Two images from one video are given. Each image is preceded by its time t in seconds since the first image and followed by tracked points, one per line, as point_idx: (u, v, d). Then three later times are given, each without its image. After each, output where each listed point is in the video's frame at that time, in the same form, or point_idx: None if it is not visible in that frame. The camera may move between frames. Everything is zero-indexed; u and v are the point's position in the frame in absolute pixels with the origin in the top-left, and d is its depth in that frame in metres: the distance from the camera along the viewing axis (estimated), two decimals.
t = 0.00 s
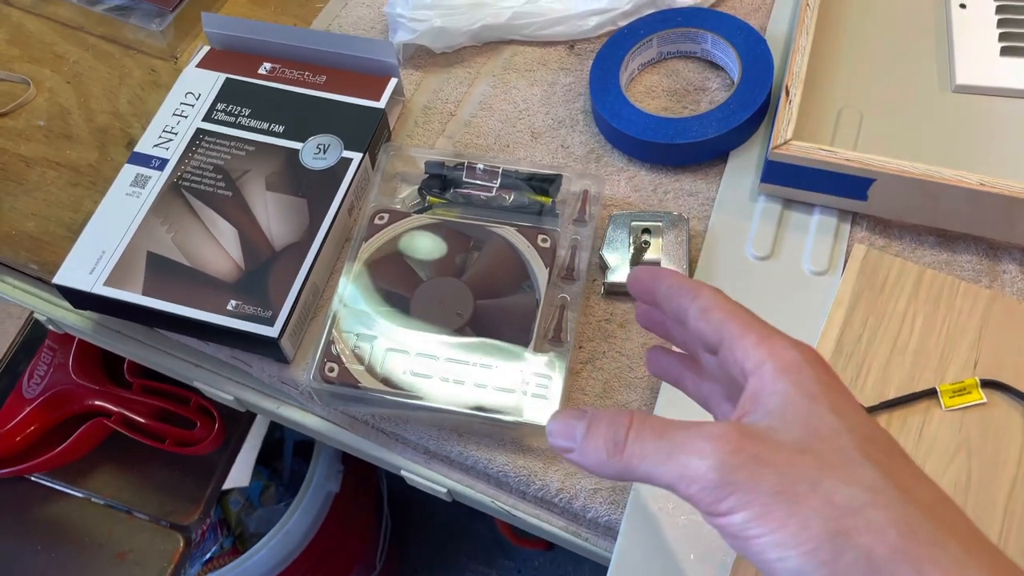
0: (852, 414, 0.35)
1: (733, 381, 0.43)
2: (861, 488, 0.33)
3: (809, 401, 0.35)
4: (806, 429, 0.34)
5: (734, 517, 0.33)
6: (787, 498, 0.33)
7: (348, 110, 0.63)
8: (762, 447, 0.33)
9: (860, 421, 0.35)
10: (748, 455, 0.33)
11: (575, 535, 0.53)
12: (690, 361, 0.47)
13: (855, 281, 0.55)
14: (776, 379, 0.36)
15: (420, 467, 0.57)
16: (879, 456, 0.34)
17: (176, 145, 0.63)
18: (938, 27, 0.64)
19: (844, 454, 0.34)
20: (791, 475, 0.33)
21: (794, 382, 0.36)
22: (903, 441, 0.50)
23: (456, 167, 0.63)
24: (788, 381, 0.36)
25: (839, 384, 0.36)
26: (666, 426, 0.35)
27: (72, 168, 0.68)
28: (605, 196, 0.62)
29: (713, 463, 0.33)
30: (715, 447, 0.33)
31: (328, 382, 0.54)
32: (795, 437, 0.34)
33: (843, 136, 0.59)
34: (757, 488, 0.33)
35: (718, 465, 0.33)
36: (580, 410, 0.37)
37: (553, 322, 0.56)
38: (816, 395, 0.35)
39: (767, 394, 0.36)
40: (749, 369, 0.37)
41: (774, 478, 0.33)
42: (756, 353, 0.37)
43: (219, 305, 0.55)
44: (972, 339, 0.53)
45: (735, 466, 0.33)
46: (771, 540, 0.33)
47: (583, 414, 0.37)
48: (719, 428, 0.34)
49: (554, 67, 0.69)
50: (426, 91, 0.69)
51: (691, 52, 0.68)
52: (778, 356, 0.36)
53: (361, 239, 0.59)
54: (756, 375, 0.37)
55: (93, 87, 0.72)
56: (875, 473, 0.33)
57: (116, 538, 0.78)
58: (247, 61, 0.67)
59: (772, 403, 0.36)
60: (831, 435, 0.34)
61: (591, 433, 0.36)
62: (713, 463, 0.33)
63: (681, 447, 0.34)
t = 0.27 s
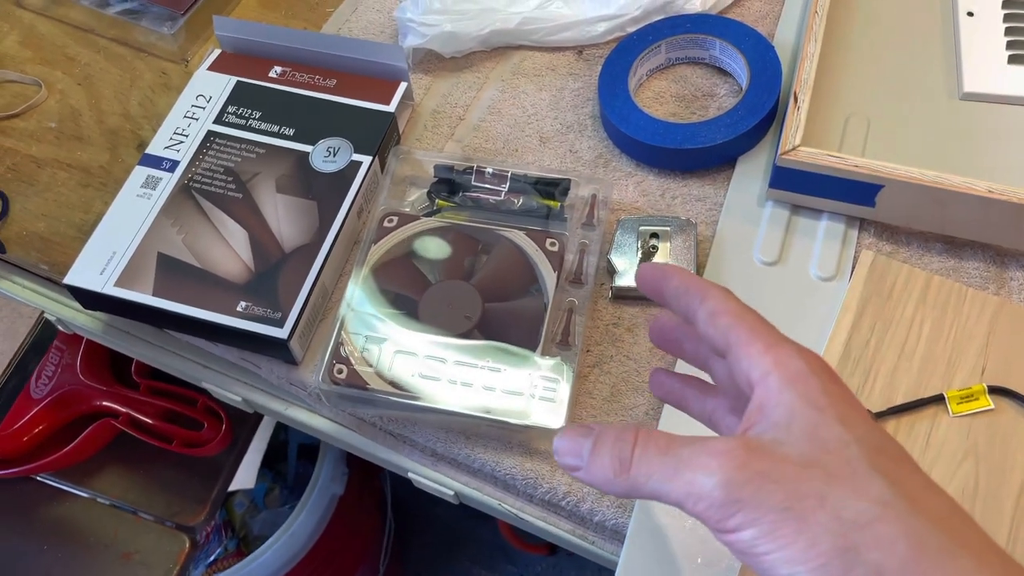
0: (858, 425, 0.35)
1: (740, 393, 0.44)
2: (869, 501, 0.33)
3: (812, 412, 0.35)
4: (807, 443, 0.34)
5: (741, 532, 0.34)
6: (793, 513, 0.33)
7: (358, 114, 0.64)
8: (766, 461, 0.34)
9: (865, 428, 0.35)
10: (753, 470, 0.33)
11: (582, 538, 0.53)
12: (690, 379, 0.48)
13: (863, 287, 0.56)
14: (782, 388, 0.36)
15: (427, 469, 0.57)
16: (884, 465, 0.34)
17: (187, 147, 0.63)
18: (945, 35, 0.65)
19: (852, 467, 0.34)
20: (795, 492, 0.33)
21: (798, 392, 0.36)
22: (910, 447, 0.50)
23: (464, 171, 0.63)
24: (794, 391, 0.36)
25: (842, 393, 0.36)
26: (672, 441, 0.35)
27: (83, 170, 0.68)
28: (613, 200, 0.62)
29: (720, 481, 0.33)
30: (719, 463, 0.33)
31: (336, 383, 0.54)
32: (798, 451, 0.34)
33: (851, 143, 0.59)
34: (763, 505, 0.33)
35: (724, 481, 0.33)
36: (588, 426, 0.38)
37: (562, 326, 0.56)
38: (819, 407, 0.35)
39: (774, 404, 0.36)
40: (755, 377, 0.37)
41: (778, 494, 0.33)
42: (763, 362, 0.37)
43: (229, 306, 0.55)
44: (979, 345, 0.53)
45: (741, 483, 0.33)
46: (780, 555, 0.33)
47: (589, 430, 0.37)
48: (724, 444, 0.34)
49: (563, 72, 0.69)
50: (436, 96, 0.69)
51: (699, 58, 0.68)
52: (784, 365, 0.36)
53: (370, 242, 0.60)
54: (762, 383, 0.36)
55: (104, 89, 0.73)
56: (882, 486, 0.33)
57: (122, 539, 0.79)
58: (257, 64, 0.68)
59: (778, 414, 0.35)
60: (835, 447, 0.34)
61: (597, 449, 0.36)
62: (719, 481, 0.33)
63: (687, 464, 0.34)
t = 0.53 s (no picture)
0: (844, 433, 0.35)
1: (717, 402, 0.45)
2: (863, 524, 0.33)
3: (793, 424, 0.35)
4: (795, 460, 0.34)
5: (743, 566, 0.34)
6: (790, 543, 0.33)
7: (361, 115, 0.64)
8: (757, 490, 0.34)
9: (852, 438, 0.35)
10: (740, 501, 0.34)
11: (584, 540, 0.53)
12: (659, 392, 0.49)
13: (866, 290, 0.55)
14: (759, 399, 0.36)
15: (429, 469, 0.57)
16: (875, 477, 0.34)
17: (191, 147, 0.63)
18: (949, 38, 0.65)
19: (841, 481, 0.34)
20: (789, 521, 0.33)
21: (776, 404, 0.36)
22: (914, 449, 0.50)
23: (467, 172, 0.63)
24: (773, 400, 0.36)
25: (820, 399, 0.36)
26: (655, 475, 0.35)
27: (87, 170, 0.68)
28: (616, 202, 0.62)
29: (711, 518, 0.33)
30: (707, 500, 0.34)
31: (338, 384, 0.54)
32: (788, 471, 0.34)
33: (854, 145, 0.59)
34: (759, 538, 0.33)
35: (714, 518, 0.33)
36: (573, 463, 0.38)
37: (564, 327, 0.56)
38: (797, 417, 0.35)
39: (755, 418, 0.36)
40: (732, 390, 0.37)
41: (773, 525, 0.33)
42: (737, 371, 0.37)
43: (232, 306, 0.55)
44: (983, 347, 0.53)
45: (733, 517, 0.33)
46: None
47: (575, 468, 0.38)
48: (708, 476, 0.34)
49: (566, 74, 0.70)
50: (439, 97, 0.69)
51: (703, 60, 0.68)
52: (755, 372, 0.37)
53: (372, 242, 0.60)
54: (736, 396, 0.37)
55: (108, 90, 0.73)
56: (876, 500, 0.33)
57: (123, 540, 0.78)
58: (262, 65, 0.68)
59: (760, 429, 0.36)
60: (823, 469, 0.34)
61: (585, 490, 0.36)
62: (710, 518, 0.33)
63: (675, 503, 0.34)
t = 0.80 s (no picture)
0: (843, 403, 0.30)
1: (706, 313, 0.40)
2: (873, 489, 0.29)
3: (805, 364, 0.30)
4: (789, 422, 0.31)
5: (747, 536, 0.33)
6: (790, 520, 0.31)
7: (362, 118, 0.64)
8: (752, 468, 0.32)
9: (886, 383, 0.30)
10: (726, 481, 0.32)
11: (580, 539, 0.53)
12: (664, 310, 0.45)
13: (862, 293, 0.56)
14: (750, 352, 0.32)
15: (428, 470, 0.57)
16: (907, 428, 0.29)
17: (194, 149, 0.64)
18: (946, 44, 0.65)
19: (829, 474, 0.30)
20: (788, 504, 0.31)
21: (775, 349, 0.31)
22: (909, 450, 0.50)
23: (467, 175, 0.64)
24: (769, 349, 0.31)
25: (845, 330, 0.31)
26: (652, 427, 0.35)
27: (90, 171, 0.69)
28: (614, 205, 0.62)
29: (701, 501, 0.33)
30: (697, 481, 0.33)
31: (338, 383, 0.55)
32: (783, 441, 0.31)
33: (851, 149, 0.60)
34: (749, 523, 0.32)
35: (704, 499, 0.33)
36: (583, 389, 0.38)
37: (562, 328, 0.57)
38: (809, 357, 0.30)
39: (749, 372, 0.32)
40: (724, 337, 0.33)
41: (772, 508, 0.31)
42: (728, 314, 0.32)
43: (233, 306, 0.56)
44: (978, 350, 0.53)
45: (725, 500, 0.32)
46: None
47: (581, 398, 0.38)
48: (697, 453, 0.33)
49: (566, 77, 0.70)
50: (440, 100, 0.70)
51: (701, 65, 0.69)
52: (740, 318, 0.32)
53: (373, 244, 0.60)
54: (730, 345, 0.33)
55: (112, 92, 0.73)
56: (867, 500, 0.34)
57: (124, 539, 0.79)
58: (264, 68, 0.69)
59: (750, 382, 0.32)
60: (831, 425, 0.30)
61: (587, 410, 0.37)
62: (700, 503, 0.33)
63: (666, 469, 0.34)
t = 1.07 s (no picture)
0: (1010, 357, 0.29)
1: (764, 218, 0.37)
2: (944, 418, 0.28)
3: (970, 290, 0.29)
4: (967, 352, 0.28)
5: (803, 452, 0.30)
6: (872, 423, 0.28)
7: (368, 124, 0.64)
8: (900, 380, 0.28)
9: None
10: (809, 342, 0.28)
11: (587, 547, 0.53)
12: (678, 97, 0.45)
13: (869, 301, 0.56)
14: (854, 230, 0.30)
15: (433, 477, 0.57)
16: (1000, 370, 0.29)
17: (200, 155, 0.64)
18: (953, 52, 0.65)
19: (995, 436, 0.28)
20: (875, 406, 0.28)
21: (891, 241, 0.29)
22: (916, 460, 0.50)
23: (474, 181, 0.64)
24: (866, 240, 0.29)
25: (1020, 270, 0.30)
26: (724, 263, 0.29)
27: (97, 176, 0.69)
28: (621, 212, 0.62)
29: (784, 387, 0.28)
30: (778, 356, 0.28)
31: (344, 390, 0.55)
32: (942, 364, 0.28)
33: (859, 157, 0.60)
34: (824, 428, 0.29)
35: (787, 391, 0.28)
36: (626, 155, 0.31)
37: (569, 336, 0.56)
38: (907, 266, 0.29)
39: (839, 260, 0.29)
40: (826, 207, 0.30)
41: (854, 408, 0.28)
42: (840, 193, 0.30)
43: (240, 312, 0.56)
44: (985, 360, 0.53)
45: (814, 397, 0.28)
46: None
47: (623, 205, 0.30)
48: (812, 320, 0.28)
49: (572, 84, 0.70)
50: (446, 106, 0.70)
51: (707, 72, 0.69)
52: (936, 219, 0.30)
53: (379, 250, 0.60)
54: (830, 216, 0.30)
55: (119, 97, 0.74)
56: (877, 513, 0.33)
57: (128, 544, 0.79)
58: (271, 74, 0.69)
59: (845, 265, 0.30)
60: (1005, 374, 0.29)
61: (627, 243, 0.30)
62: (780, 383, 0.28)
63: (740, 316, 0.28)
